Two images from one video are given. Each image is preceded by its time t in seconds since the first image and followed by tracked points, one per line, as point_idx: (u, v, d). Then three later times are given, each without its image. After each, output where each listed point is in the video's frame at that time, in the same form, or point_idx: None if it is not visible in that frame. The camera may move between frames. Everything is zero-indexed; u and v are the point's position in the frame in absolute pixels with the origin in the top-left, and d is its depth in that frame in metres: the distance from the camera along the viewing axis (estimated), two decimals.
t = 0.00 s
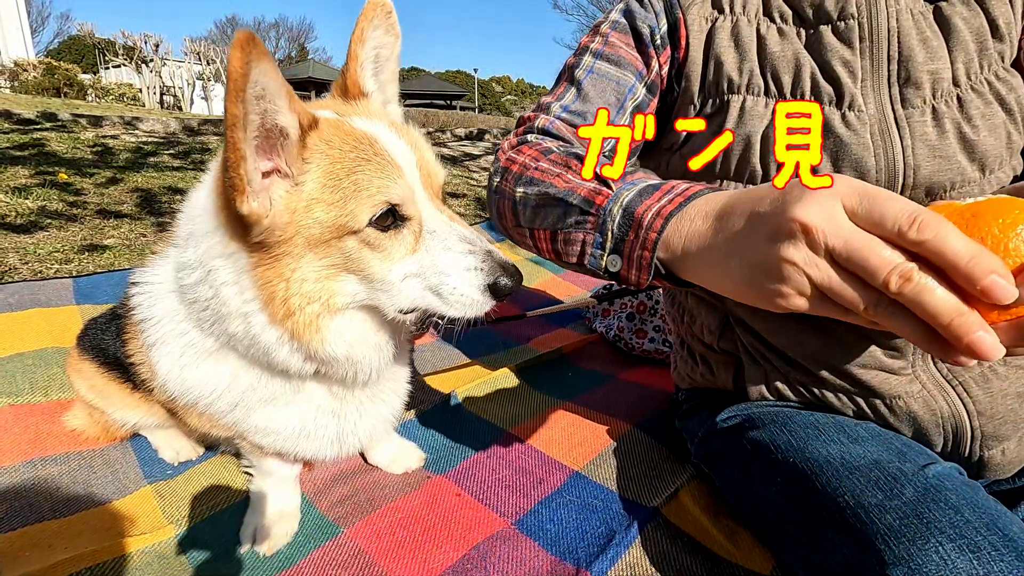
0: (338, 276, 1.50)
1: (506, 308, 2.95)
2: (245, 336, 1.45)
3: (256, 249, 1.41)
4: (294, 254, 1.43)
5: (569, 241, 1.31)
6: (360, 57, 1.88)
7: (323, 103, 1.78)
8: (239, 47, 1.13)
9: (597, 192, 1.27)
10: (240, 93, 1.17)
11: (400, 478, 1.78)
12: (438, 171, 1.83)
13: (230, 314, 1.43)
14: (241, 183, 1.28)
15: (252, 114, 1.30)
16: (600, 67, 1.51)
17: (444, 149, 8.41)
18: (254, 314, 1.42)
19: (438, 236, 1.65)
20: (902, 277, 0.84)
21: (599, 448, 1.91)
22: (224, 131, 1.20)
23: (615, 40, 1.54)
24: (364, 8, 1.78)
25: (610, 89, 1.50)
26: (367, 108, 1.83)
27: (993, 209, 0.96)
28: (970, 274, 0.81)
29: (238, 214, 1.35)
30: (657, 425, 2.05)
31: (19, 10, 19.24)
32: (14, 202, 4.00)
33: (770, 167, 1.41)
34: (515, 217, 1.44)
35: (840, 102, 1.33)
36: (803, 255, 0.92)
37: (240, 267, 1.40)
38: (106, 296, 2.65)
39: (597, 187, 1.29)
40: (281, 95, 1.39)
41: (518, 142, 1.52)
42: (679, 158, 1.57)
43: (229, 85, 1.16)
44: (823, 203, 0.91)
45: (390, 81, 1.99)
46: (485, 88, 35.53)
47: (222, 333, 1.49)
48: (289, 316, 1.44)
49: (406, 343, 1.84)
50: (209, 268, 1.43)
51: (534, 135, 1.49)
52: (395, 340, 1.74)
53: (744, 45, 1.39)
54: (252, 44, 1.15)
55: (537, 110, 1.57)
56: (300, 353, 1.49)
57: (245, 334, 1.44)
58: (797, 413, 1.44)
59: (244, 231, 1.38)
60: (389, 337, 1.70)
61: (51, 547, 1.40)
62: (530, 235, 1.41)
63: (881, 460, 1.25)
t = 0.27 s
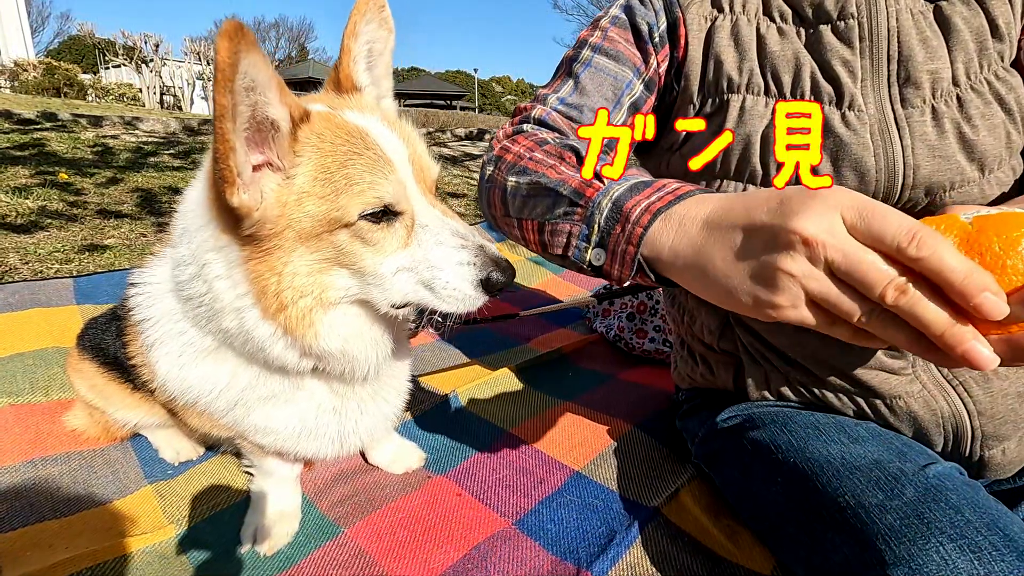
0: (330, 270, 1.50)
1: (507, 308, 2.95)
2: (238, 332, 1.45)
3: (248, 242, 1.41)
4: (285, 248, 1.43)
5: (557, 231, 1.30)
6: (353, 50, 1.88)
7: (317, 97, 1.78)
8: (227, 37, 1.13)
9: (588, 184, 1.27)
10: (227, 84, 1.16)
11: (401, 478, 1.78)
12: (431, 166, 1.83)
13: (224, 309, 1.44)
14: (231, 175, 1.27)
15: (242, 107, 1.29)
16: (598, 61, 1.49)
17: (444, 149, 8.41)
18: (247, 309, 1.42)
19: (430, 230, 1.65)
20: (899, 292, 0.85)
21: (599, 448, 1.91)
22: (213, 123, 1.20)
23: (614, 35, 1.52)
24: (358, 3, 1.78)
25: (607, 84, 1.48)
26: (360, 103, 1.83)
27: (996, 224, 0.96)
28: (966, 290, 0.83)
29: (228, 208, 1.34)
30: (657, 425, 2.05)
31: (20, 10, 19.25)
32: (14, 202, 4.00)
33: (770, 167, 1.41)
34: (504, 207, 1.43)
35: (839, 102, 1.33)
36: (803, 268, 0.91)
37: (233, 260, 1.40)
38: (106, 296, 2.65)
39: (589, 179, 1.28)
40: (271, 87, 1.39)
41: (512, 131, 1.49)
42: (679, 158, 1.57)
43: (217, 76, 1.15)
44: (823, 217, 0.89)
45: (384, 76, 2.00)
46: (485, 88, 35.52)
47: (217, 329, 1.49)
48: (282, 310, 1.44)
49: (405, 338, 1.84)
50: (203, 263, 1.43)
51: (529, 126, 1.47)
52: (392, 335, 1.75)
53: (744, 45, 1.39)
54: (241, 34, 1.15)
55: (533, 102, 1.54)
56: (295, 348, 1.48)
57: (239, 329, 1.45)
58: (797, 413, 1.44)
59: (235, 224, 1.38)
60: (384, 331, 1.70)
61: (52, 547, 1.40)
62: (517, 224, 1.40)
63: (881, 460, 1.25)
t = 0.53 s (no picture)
0: (331, 282, 1.50)
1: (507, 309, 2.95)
2: (237, 340, 1.45)
3: (249, 254, 1.41)
4: (287, 260, 1.43)
5: (581, 241, 1.25)
6: (358, 59, 1.89)
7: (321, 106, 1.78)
8: (234, 53, 1.13)
9: (612, 191, 1.23)
10: (234, 101, 1.15)
11: (401, 478, 1.78)
12: (435, 178, 1.83)
13: (223, 316, 1.44)
14: (234, 190, 1.27)
15: (247, 121, 1.29)
16: (604, 63, 1.48)
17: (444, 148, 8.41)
18: (246, 318, 1.43)
19: (432, 245, 1.65)
20: (936, 311, 0.84)
21: (599, 447, 1.91)
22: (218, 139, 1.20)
23: (619, 37, 1.50)
24: (365, 10, 1.77)
25: (614, 86, 1.47)
26: (365, 112, 1.83)
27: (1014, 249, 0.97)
28: (988, 323, 0.83)
29: (231, 221, 1.34)
30: (658, 425, 2.05)
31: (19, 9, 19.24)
32: (14, 202, 3.99)
33: (771, 166, 1.41)
34: (521, 214, 1.40)
35: (841, 101, 1.33)
36: (842, 268, 0.88)
37: (233, 269, 1.40)
38: (106, 296, 2.65)
39: (612, 188, 1.24)
40: (277, 99, 1.39)
41: (524, 137, 1.47)
42: (679, 159, 1.57)
43: (223, 93, 1.14)
44: (874, 225, 0.88)
45: (388, 82, 2.00)
46: (485, 88, 35.52)
47: (217, 336, 1.49)
48: (281, 322, 1.44)
49: (405, 349, 1.84)
50: (202, 271, 1.43)
51: (540, 130, 1.45)
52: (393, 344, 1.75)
53: (745, 45, 1.39)
54: (247, 50, 1.15)
55: (539, 106, 1.52)
56: (293, 358, 1.49)
57: (238, 337, 1.45)
58: (797, 413, 1.44)
59: (237, 237, 1.38)
60: (384, 342, 1.70)
61: (52, 547, 1.40)
62: (537, 233, 1.37)
63: (882, 460, 1.25)
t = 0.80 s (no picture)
0: (329, 280, 1.50)
1: (507, 309, 2.95)
2: (237, 338, 1.45)
3: (247, 253, 1.41)
4: (284, 258, 1.43)
5: (570, 245, 1.26)
6: (358, 58, 1.88)
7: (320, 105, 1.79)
8: (229, 51, 1.13)
9: (601, 196, 1.22)
10: (229, 98, 1.15)
11: (401, 478, 1.78)
12: (433, 177, 1.83)
13: (223, 315, 1.44)
14: (229, 187, 1.27)
15: (243, 119, 1.29)
16: (604, 61, 1.48)
17: (443, 148, 8.41)
18: (245, 317, 1.42)
19: (430, 244, 1.65)
20: (924, 324, 0.86)
21: (599, 447, 1.91)
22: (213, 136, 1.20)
23: (620, 34, 1.50)
24: (364, 10, 1.77)
25: (614, 84, 1.47)
26: (364, 111, 1.83)
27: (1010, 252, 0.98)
28: (971, 327, 0.87)
29: (227, 219, 1.34)
30: (657, 425, 2.05)
31: (18, 9, 19.23)
32: (13, 202, 3.99)
33: (771, 166, 1.41)
34: (514, 215, 1.40)
35: (842, 100, 1.33)
36: (830, 293, 0.89)
37: (232, 269, 1.40)
38: (106, 296, 2.65)
39: (601, 191, 1.23)
40: (274, 97, 1.39)
41: (520, 134, 1.47)
42: (679, 158, 1.57)
43: (218, 90, 1.15)
44: (859, 242, 0.87)
45: (388, 82, 1.99)
46: (485, 87, 35.50)
47: (217, 334, 1.49)
48: (281, 320, 1.44)
49: (404, 349, 1.84)
50: (202, 270, 1.43)
51: (537, 127, 1.44)
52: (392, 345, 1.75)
53: (745, 45, 1.39)
54: (243, 48, 1.15)
55: (538, 102, 1.52)
56: (293, 357, 1.48)
57: (238, 336, 1.45)
58: (796, 413, 1.44)
59: (235, 236, 1.38)
60: (383, 341, 1.70)
61: (51, 547, 1.40)
62: (528, 234, 1.36)
63: (881, 460, 1.25)
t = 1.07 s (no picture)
0: (330, 279, 1.49)
1: (508, 308, 2.94)
2: (237, 337, 1.45)
3: (248, 251, 1.41)
4: (285, 257, 1.42)
5: (580, 245, 1.26)
6: (358, 56, 1.88)
7: (319, 103, 1.78)
8: (231, 50, 1.13)
9: (610, 195, 1.23)
10: (231, 96, 1.15)
11: (401, 477, 1.77)
12: (434, 174, 1.83)
13: (223, 314, 1.43)
14: (232, 186, 1.26)
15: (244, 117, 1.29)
16: (606, 61, 1.48)
17: (443, 148, 8.41)
18: (245, 315, 1.42)
19: (431, 242, 1.65)
20: (938, 301, 0.88)
21: (599, 446, 1.91)
22: (215, 135, 1.19)
23: (622, 34, 1.50)
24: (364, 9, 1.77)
25: (617, 84, 1.47)
26: (364, 109, 1.83)
27: None
28: (988, 302, 0.88)
29: (229, 218, 1.34)
30: (657, 425, 2.05)
31: (19, 9, 19.23)
32: (13, 201, 3.99)
33: (773, 164, 1.41)
34: (522, 217, 1.40)
35: (845, 97, 1.33)
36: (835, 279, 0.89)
37: (232, 267, 1.40)
38: (105, 295, 2.65)
39: (610, 191, 1.24)
40: (274, 96, 1.39)
41: (525, 136, 1.47)
42: (680, 156, 1.57)
43: (220, 89, 1.14)
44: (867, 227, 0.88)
45: (389, 81, 1.99)
46: (485, 87, 35.49)
47: (217, 333, 1.48)
48: (280, 317, 1.43)
49: (405, 348, 1.84)
50: (202, 268, 1.43)
51: (542, 129, 1.44)
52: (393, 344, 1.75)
53: (748, 42, 1.38)
54: (244, 46, 1.15)
55: (542, 104, 1.52)
56: (293, 355, 1.48)
57: (238, 335, 1.44)
58: (798, 412, 1.43)
59: (236, 234, 1.38)
60: (384, 339, 1.70)
61: (52, 546, 1.40)
62: (537, 236, 1.37)
63: (882, 459, 1.25)
